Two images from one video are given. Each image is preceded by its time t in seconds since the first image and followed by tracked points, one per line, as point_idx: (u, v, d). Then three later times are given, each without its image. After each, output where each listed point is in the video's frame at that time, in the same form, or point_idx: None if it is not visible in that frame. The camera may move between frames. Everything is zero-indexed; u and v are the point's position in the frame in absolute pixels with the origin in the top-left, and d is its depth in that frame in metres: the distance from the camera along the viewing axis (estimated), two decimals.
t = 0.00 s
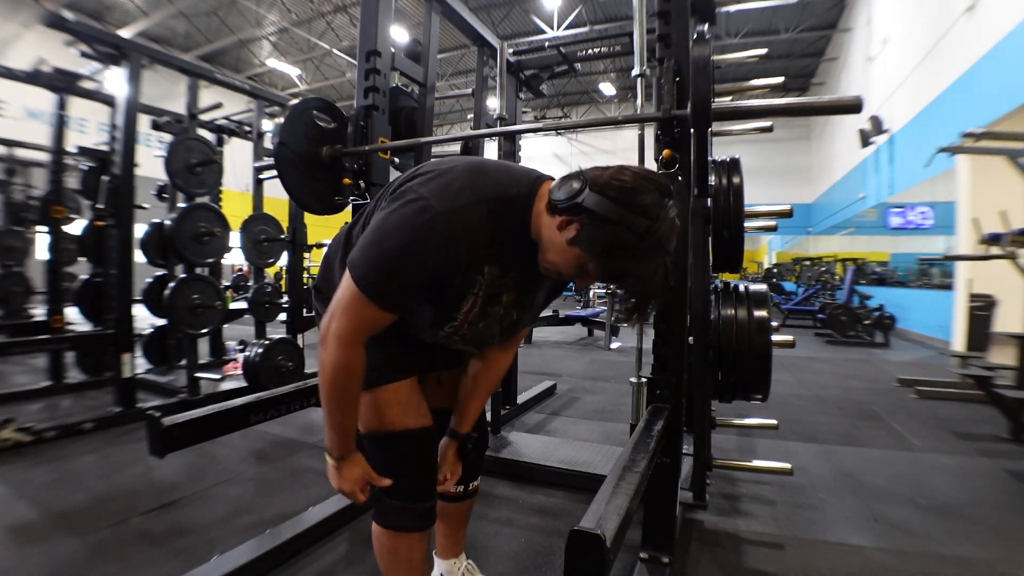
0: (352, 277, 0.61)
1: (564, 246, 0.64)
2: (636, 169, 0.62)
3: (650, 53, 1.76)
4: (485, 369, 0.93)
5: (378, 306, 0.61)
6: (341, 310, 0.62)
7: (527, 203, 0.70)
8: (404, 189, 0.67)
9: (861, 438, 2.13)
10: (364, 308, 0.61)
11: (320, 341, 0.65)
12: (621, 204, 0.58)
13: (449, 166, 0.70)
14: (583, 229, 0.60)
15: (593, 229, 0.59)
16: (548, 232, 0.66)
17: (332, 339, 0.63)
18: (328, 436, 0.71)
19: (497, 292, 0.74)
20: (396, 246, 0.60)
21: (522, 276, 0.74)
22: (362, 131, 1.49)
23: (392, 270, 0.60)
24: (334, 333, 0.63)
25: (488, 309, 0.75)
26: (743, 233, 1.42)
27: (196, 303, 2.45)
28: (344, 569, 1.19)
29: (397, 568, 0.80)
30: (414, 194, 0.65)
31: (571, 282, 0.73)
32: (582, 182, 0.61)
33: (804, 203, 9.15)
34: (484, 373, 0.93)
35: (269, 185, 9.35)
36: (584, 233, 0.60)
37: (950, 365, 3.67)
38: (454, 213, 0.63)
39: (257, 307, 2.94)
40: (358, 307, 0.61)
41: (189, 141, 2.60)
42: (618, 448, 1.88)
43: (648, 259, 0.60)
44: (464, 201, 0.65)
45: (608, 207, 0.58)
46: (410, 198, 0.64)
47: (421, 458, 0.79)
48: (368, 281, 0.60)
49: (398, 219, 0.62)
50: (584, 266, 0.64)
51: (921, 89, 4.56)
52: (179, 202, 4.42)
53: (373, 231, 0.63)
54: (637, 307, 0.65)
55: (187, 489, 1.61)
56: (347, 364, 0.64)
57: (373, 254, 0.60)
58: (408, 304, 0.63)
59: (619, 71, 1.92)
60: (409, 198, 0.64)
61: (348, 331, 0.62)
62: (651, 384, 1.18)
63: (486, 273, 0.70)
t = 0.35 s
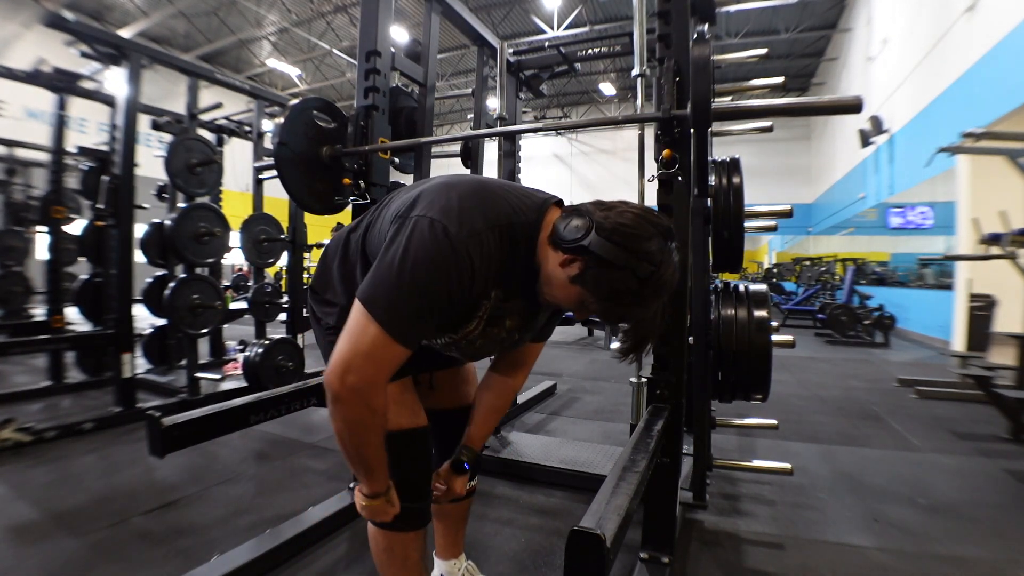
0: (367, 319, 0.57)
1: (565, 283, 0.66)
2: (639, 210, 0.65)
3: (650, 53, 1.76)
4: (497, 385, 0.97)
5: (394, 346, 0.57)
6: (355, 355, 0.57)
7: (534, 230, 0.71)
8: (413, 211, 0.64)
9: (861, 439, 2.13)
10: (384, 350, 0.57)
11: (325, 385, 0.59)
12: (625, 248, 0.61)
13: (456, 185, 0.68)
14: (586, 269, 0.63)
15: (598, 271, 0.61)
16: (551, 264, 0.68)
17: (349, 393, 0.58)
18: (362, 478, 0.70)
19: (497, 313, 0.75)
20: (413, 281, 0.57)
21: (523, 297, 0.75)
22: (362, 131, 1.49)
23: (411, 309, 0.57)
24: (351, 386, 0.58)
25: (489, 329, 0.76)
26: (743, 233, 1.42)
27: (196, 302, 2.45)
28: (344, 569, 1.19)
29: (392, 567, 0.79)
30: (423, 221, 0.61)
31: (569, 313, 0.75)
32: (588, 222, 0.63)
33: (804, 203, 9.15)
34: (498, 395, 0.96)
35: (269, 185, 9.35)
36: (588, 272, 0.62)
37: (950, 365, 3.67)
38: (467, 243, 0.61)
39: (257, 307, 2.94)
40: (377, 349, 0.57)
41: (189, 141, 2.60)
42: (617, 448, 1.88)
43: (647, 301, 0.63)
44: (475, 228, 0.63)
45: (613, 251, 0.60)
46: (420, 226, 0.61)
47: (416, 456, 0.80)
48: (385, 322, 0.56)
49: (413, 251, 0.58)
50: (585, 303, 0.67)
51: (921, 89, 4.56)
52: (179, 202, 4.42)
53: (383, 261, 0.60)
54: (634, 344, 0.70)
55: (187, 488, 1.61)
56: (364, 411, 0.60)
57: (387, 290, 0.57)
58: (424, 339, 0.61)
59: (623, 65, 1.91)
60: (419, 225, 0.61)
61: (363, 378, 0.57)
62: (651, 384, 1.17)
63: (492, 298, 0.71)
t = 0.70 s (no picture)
0: (398, 341, 0.59)
1: (565, 296, 0.67)
2: (640, 228, 0.65)
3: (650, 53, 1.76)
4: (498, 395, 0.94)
5: (431, 366, 0.60)
6: (403, 381, 0.60)
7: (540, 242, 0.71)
8: (421, 225, 0.63)
9: (861, 438, 2.13)
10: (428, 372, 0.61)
11: (372, 406, 0.63)
12: (627, 267, 0.61)
13: (464, 197, 0.67)
14: (587, 284, 0.63)
15: (599, 288, 0.62)
16: (552, 277, 0.69)
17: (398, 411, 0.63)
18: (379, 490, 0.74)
19: (501, 323, 0.77)
20: (432, 303, 0.58)
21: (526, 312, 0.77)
22: (362, 131, 1.49)
23: (431, 329, 0.58)
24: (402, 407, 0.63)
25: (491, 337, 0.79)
26: (743, 233, 1.41)
27: (196, 302, 2.45)
28: (344, 569, 1.19)
29: (390, 567, 0.80)
30: (433, 237, 0.61)
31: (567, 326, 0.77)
32: (590, 238, 0.64)
33: (804, 203, 9.15)
34: (502, 400, 0.93)
35: (269, 185, 9.35)
36: (588, 290, 0.63)
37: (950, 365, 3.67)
38: (478, 259, 0.61)
39: (257, 307, 2.94)
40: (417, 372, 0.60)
41: (189, 142, 2.60)
42: (618, 448, 1.88)
43: (647, 320, 0.64)
44: (488, 243, 0.63)
45: (614, 268, 0.61)
46: (430, 243, 0.60)
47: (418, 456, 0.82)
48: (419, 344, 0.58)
49: (430, 271, 0.58)
50: (582, 319, 0.69)
51: (920, 89, 4.56)
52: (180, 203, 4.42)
53: (402, 280, 0.60)
54: (629, 364, 0.71)
55: (187, 488, 1.61)
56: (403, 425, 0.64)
57: (411, 311, 0.58)
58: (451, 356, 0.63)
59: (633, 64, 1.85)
60: (429, 243, 0.60)
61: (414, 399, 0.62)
62: (651, 384, 1.18)
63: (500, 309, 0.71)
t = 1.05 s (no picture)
0: (400, 348, 0.61)
1: (561, 314, 0.68)
2: (638, 250, 0.66)
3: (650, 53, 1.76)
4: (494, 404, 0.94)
5: (431, 374, 0.62)
6: (405, 387, 0.62)
7: (539, 258, 0.71)
8: (425, 235, 0.64)
9: (861, 438, 2.13)
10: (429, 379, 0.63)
11: (377, 407, 0.65)
12: (623, 289, 0.62)
13: (469, 209, 0.68)
14: (583, 303, 0.63)
15: (594, 308, 0.62)
16: (549, 293, 0.69)
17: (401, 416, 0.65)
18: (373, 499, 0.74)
19: (497, 335, 0.77)
20: (432, 312, 0.59)
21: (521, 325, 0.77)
22: (362, 131, 1.49)
23: (432, 338, 0.59)
24: (404, 413, 0.64)
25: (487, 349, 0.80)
26: (743, 233, 1.42)
27: (196, 302, 2.45)
28: (344, 568, 1.19)
29: (387, 568, 0.80)
30: (434, 246, 0.61)
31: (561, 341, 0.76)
32: (588, 259, 0.64)
33: (804, 203, 9.16)
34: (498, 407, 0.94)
35: (269, 185, 9.35)
36: (583, 309, 0.63)
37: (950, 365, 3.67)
38: (478, 273, 0.62)
39: (257, 307, 2.94)
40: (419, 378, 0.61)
41: (189, 142, 2.61)
42: (618, 448, 1.88)
43: (640, 342, 0.65)
44: (489, 258, 0.64)
45: (610, 290, 0.61)
46: (431, 253, 0.61)
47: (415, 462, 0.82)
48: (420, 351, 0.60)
49: (431, 281, 0.59)
50: (574, 337, 0.70)
51: (920, 89, 4.56)
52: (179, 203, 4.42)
53: (403, 288, 0.61)
54: (622, 383, 0.69)
55: (187, 488, 1.62)
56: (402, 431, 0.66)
57: (413, 319, 0.59)
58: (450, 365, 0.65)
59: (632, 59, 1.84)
60: (431, 253, 0.61)
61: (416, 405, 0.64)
62: (651, 384, 1.18)
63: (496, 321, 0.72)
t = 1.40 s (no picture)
0: (398, 380, 0.62)
1: (552, 340, 0.67)
2: (630, 280, 0.66)
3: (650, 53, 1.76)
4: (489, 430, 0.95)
5: (426, 405, 0.63)
6: (401, 420, 0.63)
7: (532, 286, 0.71)
8: (418, 269, 0.65)
9: (861, 438, 2.13)
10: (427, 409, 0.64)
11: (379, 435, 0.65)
12: (613, 318, 0.62)
13: (463, 241, 0.68)
14: (574, 331, 0.63)
15: (584, 337, 0.62)
16: (542, 321, 0.68)
17: (399, 450, 0.65)
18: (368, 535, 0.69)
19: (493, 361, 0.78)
20: (429, 343, 0.60)
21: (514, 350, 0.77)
22: (362, 131, 1.50)
23: (428, 369, 0.61)
24: (401, 446, 0.65)
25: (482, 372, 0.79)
26: (743, 233, 1.41)
27: (196, 302, 2.45)
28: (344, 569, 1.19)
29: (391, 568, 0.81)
30: (432, 279, 0.63)
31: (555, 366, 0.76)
32: (580, 288, 0.64)
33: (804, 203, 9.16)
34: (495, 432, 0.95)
35: (269, 185, 9.35)
36: (574, 337, 0.63)
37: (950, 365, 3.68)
38: (469, 306, 0.62)
39: (257, 307, 2.94)
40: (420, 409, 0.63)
41: (189, 142, 2.61)
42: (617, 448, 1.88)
43: (631, 372, 0.64)
44: (481, 290, 0.64)
45: (601, 319, 0.61)
46: (428, 285, 0.62)
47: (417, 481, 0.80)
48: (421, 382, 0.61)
49: (430, 317, 0.61)
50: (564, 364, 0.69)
51: (920, 89, 4.56)
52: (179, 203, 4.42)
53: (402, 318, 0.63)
54: (610, 411, 0.67)
55: (187, 488, 1.62)
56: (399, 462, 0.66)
57: (409, 351, 0.61)
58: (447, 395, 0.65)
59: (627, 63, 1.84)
60: (427, 285, 0.62)
61: (415, 437, 0.65)
62: (651, 384, 1.17)
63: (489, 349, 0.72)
